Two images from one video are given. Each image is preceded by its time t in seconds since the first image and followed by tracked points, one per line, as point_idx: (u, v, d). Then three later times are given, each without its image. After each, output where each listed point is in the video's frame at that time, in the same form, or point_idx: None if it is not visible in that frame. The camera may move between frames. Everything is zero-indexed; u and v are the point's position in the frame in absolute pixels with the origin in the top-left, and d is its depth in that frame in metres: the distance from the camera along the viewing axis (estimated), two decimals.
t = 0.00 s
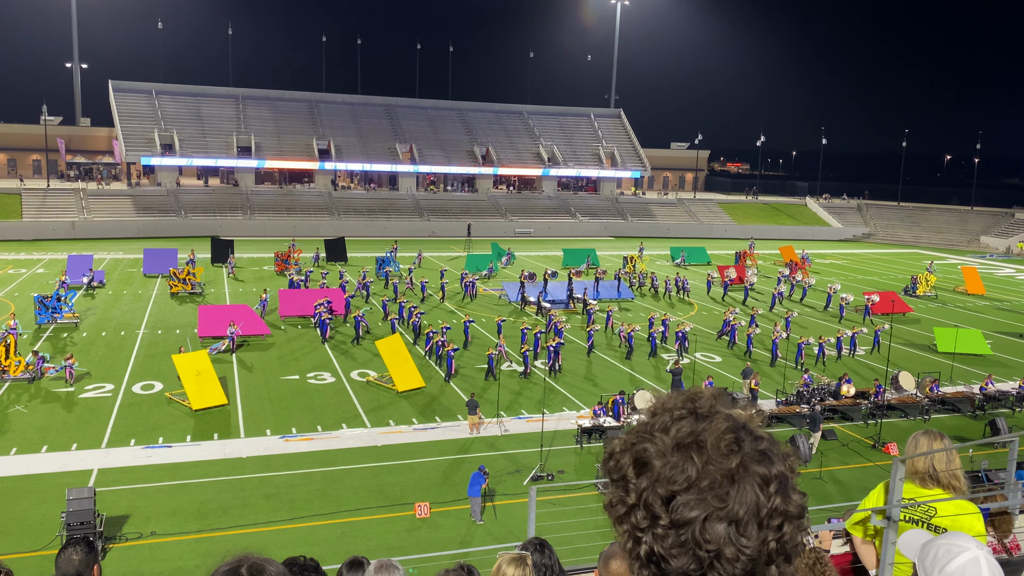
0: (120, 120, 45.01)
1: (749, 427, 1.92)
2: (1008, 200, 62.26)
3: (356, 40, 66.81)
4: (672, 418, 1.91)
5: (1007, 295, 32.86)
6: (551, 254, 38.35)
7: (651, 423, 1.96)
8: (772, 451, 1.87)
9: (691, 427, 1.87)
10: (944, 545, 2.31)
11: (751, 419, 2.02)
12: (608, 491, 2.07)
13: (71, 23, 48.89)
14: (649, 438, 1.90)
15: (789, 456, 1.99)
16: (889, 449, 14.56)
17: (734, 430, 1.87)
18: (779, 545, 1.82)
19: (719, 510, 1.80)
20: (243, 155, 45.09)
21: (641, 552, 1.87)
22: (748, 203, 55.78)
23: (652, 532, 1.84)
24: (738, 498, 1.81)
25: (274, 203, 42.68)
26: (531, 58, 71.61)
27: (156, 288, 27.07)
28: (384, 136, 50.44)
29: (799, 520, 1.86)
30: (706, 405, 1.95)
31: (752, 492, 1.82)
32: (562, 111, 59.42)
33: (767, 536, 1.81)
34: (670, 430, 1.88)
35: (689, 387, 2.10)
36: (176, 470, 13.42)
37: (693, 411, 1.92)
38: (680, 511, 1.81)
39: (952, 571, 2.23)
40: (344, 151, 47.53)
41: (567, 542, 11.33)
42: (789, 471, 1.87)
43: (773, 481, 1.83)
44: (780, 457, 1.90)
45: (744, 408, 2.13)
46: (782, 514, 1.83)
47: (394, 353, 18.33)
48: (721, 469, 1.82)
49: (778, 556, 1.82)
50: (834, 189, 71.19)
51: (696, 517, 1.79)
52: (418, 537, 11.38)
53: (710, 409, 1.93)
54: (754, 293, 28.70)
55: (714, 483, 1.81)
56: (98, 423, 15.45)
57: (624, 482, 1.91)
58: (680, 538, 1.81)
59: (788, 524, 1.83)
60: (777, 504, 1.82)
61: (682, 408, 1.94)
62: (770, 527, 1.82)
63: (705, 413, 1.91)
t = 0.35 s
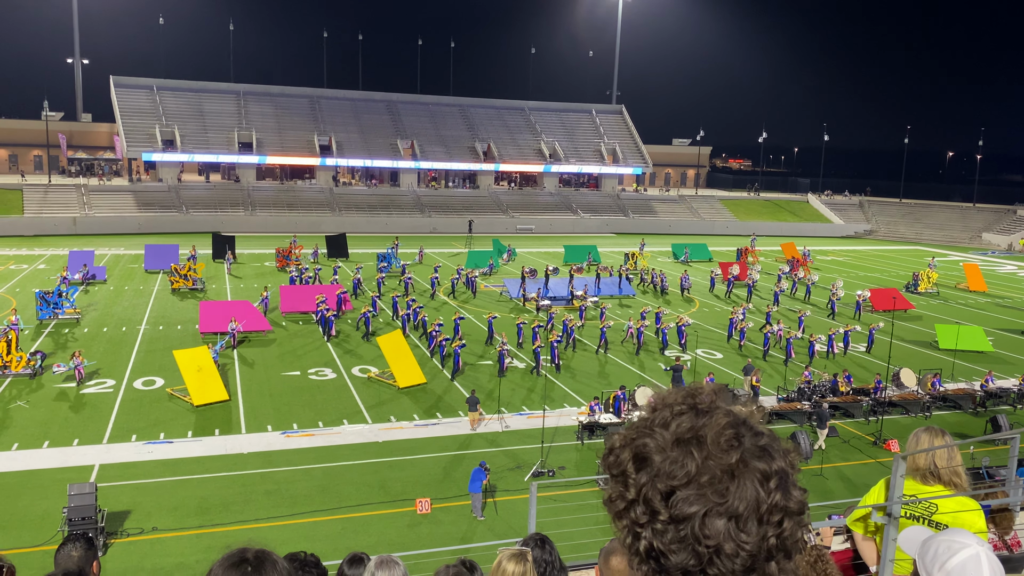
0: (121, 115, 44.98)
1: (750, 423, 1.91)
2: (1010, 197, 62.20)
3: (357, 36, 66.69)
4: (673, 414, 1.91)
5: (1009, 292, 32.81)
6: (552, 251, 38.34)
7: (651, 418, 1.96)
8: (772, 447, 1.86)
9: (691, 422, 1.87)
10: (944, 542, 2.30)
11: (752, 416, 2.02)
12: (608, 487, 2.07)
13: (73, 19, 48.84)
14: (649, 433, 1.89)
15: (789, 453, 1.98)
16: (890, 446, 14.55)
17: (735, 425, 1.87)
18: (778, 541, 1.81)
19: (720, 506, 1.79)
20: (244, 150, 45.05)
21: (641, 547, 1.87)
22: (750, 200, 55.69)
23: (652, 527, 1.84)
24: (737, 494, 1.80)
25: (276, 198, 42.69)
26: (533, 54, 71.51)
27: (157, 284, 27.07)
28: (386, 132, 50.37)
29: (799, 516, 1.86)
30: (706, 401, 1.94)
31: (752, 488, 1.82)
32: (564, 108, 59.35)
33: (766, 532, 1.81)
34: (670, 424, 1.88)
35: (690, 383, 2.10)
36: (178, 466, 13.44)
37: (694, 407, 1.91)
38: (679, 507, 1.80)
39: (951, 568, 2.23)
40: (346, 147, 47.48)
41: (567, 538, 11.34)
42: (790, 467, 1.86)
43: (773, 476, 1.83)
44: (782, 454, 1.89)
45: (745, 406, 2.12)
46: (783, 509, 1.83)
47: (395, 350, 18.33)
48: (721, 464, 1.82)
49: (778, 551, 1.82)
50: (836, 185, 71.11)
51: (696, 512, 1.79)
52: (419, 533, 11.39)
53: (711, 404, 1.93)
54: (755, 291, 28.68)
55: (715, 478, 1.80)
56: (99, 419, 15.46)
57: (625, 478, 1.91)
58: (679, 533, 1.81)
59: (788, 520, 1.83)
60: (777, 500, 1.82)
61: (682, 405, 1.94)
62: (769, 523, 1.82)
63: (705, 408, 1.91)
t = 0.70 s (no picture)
0: (123, 112, 45.01)
1: (751, 417, 1.93)
2: (1012, 193, 62.06)
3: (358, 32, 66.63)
4: (673, 409, 1.92)
5: (1011, 289, 32.77)
6: (554, 247, 38.33)
7: (651, 414, 1.96)
8: (773, 440, 1.88)
9: (691, 417, 1.88)
10: (945, 539, 2.30)
11: (751, 408, 2.03)
12: (609, 482, 2.07)
13: (74, 15, 48.81)
14: (651, 429, 1.89)
15: (789, 445, 2.00)
16: (891, 443, 14.55)
17: (736, 419, 1.88)
18: (782, 532, 1.83)
19: (724, 498, 1.81)
20: (246, 147, 45.11)
21: (645, 542, 1.88)
22: (752, 196, 55.64)
23: (657, 521, 1.85)
24: (740, 485, 1.82)
25: (277, 195, 42.69)
26: (535, 50, 71.38)
27: (159, 280, 27.11)
28: (387, 129, 50.38)
29: (800, 507, 1.87)
30: (707, 395, 1.94)
31: (755, 480, 1.83)
32: (565, 104, 59.34)
33: (770, 524, 1.83)
34: (672, 420, 1.88)
35: (688, 377, 2.10)
36: (180, 462, 13.47)
37: (694, 401, 1.92)
38: (684, 500, 1.81)
39: (953, 565, 2.23)
40: (348, 144, 47.49)
41: (569, 534, 11.36)
42: (790, 459, 1.88)
43: (775, 468, 1.85)
44: (781, 446, 1.91)
45: (745, 400, 2.13)
46: (786, 501, 1.84)
47: (396, 346, 18.37)
48: (725, 457, 1.83)
49: (782, 543, 1.83)
50: (838, 182, 71.03)
51: (700, 505, 1.80)
52: (421, 529, 11.42)
53: (711, 399, 1.93)
54: (757, 288, 28.67)
55: (718, 471, 1.82)
56: (102, 414, 15.50)
57: (627, 474, 1.91)
58: (684, 526, 1.81)
59: (791, 511, 1.85)
60: (779, 491, 1.83)
61: (681, 400, 1.94)
62: (772, 515, 1.83)
63: (706, 403, 1.91)
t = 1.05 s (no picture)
0: (127, 109, 45.08)
1: (756, 405, 1.96)
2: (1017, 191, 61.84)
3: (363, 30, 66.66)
4: (680, 401, 1.92)
5: (1015, 287, 32.68)
6: (557, 245, 38.33)
7: (656, 408, 1.96)
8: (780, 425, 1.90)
9: (701, 408, 1.89)
10: (950, 536, 2.30)
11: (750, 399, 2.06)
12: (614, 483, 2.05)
13: (79, 13, 48.90)
14: (660, 421, 1.89)
15: (789, 432, 2.04)
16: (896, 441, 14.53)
17: (743, 407, 1.90)
18: (797, 514, 1.85)
19: (741, 482, 1.82)
20: (250, 144, 45.18)
21: (665, 534, 1.84)
22: (756, 194, 55.57)
23: (677, 512, 1.82)
24: (757, 469, 1.83)
25: (281, 192, 42.73)
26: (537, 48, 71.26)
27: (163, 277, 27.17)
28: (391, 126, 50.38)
29: (809, 489, 1.91)
30: (711, 388, 1.96)
31: (769, 464, 1.85)
32: (569, 101, 59.29)
33: (784, 506, 1.84)
34: (680, 411, 1.89)
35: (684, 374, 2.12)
36: (185, 459, 13.50)
37: (700, 393, 1.93)
38: (703, 488, 1.80)
39: (957, 563, 2.22)
40: (351, 141, 47.51)
41: (572, 532, 11.36)
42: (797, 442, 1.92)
43: (784, 451, 1.88)
44: (786, 433, 1.94)
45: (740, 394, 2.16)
46: (798, 482, 1.87)
47: (400, 344, 18.40)
48: (739, 442, 1.84)
49: (796, 525, 1.85)
50: (842, 180, 70.92)
51: (719, 491, 1.80)
52: (425, 526, 11.44)
53: (715, 389, 1.95)
54: (761, 286, 28.63)
55: (735, 457, 1.82)
56: (107, 412, 15.53)
57: (640, 467, 1.89)
58: (705, 514, 1.80)
59: (802, 492, 1.88)
60: (790, 474, 1.86)
61: (689, 393, 1.95)
62: (787, 497, 1.85)
63: (713, 393, 1.92)
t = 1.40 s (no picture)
0: (134, 107, 45.18)
1: (755, 402, 1.96)
2: None
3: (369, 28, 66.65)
4: (681, 400, 1.92)
5: None
6: (563, 243, 38.28)
7: (658, 407, 1.95)
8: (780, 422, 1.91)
9: (703, 405, 1.88)
10: (957, 536, 2.27)
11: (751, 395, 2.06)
12: (619, 482, 2.04)
13: (86, 11, 49.00)
14: (662, 419, 1.89)
15: (793, 429, 2.03)
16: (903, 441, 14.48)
17: (746, 405, 1.89)
18: (800, 509, 1.85)
19: (746, 479, 1.81)
20: (257, 142, 45.31)
21: (672, 532, 1.82)
22: (762, 192, 55.44)
23: (684, 511, 1.80)
24: (762, 465, 1.83)
25: (287, 190, 42.79)
26: (543, 46, 71.17)
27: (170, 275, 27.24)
28: (397, 124, 50.41)
29: (814, 484, 1.91)
30: (710, 386, 1.96)
31: (774, 461, 1.84)
32: (575, 99, 59.23)
33: (790, 502, 1.84)
34: (684, 409, 1.88)
35: (682, 374, 2.12)
36: (191, 456, 13.53)
37: (699, 391, 1.93)
38: (708, 485, 1.79)
39: (964, 562, 2.20)
40: (357, 139, 47.55)
41: (577, 530, 11.36)
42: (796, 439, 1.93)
43: (787, 447, 1.88)
44: (785, 428, 1.95)
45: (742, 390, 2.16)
46: (801, 476, 1.87)
47: (406, 342, 18.41)
48: (742, 437, 1.84)
49: (801, 520, 1.85)
50: (849, 178, 70.68)
51: (725, 487, 1.79)
52: (430, 524, 11.43)
53: (717, 387, 1.95)
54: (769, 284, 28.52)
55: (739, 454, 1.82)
56: (113, 409, 15.58)
57: (644, 466, 1.89)
58: (712, 511, 1.79)
59: (807, 488, 1.87)
60: (794, 469, 1.86)
61: (688, 392, 1.95)
62: (792, 491, 1.85)
63: (714, 391, 1.93)
